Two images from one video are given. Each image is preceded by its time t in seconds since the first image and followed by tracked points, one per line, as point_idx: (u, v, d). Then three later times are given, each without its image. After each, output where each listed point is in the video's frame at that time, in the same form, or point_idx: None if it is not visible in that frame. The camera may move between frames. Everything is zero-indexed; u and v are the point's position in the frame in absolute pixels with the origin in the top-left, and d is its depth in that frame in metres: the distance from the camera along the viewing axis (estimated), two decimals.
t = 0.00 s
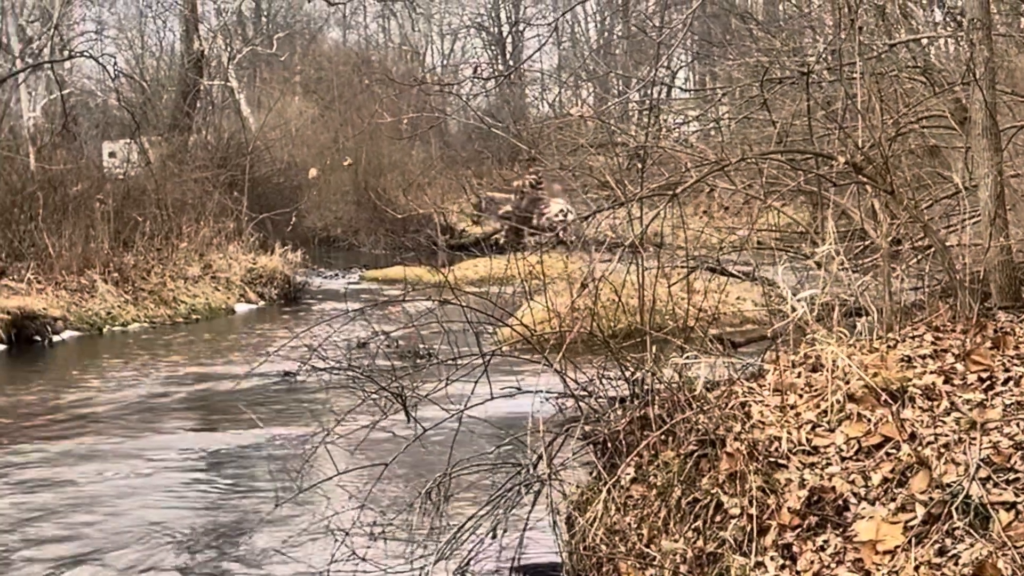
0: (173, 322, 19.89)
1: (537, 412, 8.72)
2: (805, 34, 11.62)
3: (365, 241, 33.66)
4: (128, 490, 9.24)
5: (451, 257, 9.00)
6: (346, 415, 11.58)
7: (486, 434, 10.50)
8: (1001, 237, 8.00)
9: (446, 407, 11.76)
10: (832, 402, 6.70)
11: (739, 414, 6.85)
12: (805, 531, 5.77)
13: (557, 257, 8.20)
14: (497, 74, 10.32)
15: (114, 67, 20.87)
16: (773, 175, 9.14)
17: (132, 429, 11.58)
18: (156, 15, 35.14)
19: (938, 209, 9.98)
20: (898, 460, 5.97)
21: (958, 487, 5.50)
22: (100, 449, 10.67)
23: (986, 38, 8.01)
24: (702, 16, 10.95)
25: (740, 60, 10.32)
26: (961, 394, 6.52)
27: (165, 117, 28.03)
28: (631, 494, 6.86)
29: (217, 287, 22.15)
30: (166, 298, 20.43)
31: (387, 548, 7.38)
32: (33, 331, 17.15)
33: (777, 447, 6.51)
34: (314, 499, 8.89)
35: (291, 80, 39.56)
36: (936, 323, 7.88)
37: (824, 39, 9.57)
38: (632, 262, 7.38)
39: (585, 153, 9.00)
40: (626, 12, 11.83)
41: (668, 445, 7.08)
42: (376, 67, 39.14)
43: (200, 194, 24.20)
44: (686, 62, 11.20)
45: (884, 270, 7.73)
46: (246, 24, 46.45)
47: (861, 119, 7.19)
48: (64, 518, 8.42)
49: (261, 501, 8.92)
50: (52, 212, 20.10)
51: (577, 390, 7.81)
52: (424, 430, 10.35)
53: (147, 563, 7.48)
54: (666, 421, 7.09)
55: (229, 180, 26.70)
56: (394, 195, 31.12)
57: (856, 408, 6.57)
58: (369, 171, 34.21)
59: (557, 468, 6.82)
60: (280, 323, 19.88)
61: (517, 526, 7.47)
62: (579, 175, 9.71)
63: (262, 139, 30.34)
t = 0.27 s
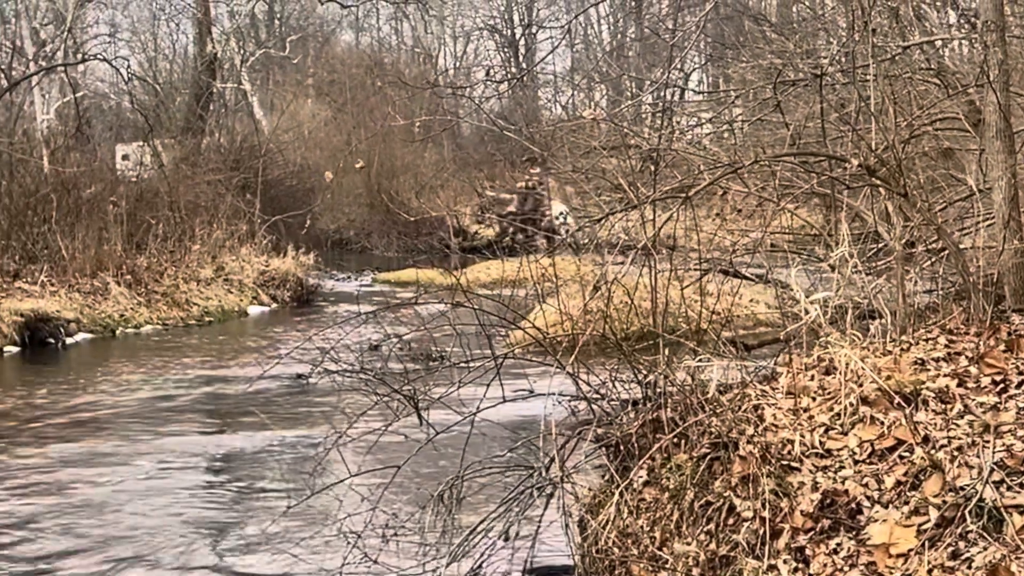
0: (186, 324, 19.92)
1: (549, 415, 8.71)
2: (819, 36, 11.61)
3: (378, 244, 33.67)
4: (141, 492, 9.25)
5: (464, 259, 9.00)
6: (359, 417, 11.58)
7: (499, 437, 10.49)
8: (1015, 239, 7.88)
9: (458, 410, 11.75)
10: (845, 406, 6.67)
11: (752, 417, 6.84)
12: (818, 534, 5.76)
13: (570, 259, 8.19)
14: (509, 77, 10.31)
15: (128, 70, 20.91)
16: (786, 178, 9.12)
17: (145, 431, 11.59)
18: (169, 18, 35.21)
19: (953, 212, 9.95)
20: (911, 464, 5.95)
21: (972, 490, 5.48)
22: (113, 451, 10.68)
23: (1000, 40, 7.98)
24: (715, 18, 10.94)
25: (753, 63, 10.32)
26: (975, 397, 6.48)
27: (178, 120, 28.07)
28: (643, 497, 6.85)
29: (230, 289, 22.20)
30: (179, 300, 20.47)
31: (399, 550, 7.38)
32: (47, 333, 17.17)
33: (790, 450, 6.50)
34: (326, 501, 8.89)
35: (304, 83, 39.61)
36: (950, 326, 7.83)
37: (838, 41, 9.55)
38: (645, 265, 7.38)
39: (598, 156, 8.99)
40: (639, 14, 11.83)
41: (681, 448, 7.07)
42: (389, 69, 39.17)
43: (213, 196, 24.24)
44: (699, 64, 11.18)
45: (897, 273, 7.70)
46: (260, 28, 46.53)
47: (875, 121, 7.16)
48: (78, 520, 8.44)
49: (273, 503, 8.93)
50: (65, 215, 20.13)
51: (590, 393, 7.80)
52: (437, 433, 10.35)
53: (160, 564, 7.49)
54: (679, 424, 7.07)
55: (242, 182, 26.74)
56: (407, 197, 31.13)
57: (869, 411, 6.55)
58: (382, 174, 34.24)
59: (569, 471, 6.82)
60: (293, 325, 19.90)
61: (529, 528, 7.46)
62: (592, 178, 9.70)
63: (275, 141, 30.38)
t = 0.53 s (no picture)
0: (197, 327, 19.94)
1: (560, 417, 8.70)
2: (831, 39, 11.59)
3: (389, 246, 33.70)
4: (152, 494, 9.26)
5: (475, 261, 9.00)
6: (369, 419, 11.58)
7: (509, 440, 10.48)
8: None
9: (469, 412, 11.74)
10: (856, 408, 6.65)
11: (763, 419, 6.82)
12: (829, 537, 5.76)
13: (580, 261, 8.17)
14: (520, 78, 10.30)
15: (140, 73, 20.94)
16: (798, 181, 9.09)
17: (156, 434, 11.60)
18: (180, 21, 35.26)
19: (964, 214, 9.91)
20: (922, 466, 5.94)
21: (983, 493, 5.48)
22: (124, 453, 10.70)
23: (1012, 43, 7.92)
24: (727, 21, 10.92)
25: (764, 66, 10.31)
26: (987, 400, 6.45)
27: (189, 123, 28.12)
28: (654, 500, 6.86)
29: (241, 291, 22.23)
30: (190, 302, 20.50)
31: (410, 551, 7.39)
32: (58, 335, 17.22)
33: (801, 453, 6.48)
34: (337, 503, 8.90)
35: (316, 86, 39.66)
36: (961, 328, 7.79)
37: (850, 43, 9.52)
38: (656, 268, 7.36)
39: (610, 158, 8.99)
40: (650, 17, 11.82)
41: (691, 451, 7.06)
42: (400, 71, 39.18)
43: (224, 199, 24.27)
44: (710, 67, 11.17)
45: (908, 276, 7.67)
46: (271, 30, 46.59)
47: (886, 124, 7.13)
48: (89, 522, 8.45)
49: (284, 505, 8.94)
50: (76, 217, 20.13)
51: (601, 396, 7.79)
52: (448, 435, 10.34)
53: (171, 566, 7.50)
54: (689, 426, 7.07)
55: (253, 185, 26.77)
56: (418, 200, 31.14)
57: (880, 414, 6.53)
58: (392, 176, 34.25)
59: (580, 473, 6.82)
60: (303, 328, 19.91)
61: (540, 531, 7.47)
62: (601, 180, 9.67)
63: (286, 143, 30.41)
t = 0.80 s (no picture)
0: (205, 328, 19.96)
1: (567, 420, 8.69)
2: (839, 41, 11.57)
3: (397, 248, 33.71)
4: (160, 495, 9.26)
5: (482, 263, 8.99)
6: (377, 421, 11.58)
7: (516, 442, 10.47)
8: None
9: (477, 414, 11.74)
10: (864, 410, 6.62)
11: (770, 421, 6.80)
12: (837, 540, 5.75)
13: (587, 263, 8.16)
14: (528, 80, 10.28)
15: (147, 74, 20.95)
16: (806, 182, 9.07)
17: (163, 435, 11.60)
18: (189, 23, 35.30)
19: (973, 216, 9.88)
20: (930, 468, 5.92)
21: (992, 496, 5.47)
22: (132, 455, 10.71)
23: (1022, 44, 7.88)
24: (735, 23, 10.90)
25: (772, 67, 10.29)
26: (995, 401, 6.43)
27: (197, 124, 28.15)
28: (662, 501, 6.85)
29: (249, 293, 22.24)
30: (198, 304, 20.51)
31: (417, 553, 7.38)
32: (65, 336, 17.21)
33: (809, 455, 6.46)
34: (344, 504, 8.90)
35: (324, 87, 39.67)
36: (969, 330, 7.76)
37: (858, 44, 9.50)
38: (663, 270, 7.34)
39: (617, 160, 8.97)
40: (658, 18, 11.81)
41: (699, 453, 7.04)
42: (408, 73, 39.20)
43: (232, 200, 24.29)
44: (718, 68, 11.15)
45: (916, 278, 7.64)
46: (279, 31, 46.62)
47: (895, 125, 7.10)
48: (97, 523, 8.45)
49: (291, 507, 8.94)
50: (84, 218, 20.14)
51: (608, 398, 7.78)
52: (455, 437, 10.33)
53: (178, 567, 7.50)
54: (697, 428, 7.05)
55: (261, 186, 26.78)
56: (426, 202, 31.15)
57: (888, 415, 6.51)
58: (400, 177, 34.25)
59: (587, 476, 6.81)
60: (311, 329, 19.91)
61: (547, 533, 7.46)
62: (609, 181, 9.66)
63: (294, 145, 30.42)
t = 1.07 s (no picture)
0: (210, 329, 19.97)
1: (572, 421, 8.69)
2: (844, 42, 11.57)
3: (402, 249, 33.73)
4: (165, 495, 9.27)
5: (487, 264, 8.99)
6: (382, 422, 11.58)
7: (521, 443, 10.47)
8: None
9: (482, 415, 11.74)
10: (870, 411, 6.61)
11: (776, 422, 6.79)
12: (842, 541, 5.74)
13: (592, 263, 8.15)
14: (533, 81, 10.28)
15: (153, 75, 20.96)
16: (811, 183, 9.06)
17: (168, 436, 11.60)
18: (194, 24, 35.33)
19: (978, 217, 9.87)
20: (936, 470, 5.91)
21: (997, 497, 5.46)
22: (137, 455, 10.72)
23: None
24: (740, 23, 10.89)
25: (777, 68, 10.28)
26: (1000, 402, 6.41)
27: (202, 125, 28.17)
28: (667, 502, 6.85)
29: (254, 294, 22.26)
30: (203, 304, 20.52)
31: (421, 554, 7.39)
32: (71, 337, 17.26)
33: (814, 456, 6.45)
34: (349, 505, 8.90)
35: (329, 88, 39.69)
36: (975, 331, 7.74)
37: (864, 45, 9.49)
38: (668, 270, 7.33)
39: (622, 160, 8.96)
40: (663, 19, 11.81)
41: (704, 454, 7.04)
42: (413, 74, 39.22)
43: (237, 201, 24.31)
44: (723, 69, 11.14)
45: (922, 280, 7.63)
46: (284, 32, 46.66)
47: (900, 126, 7.09)
48: (102, 523, 8.46)
49: (296, 507, 8.94)
50: (90, 219, 20.17)
51: (613, 398, 7.78)
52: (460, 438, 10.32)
53: (183, 566, 7.51)
54: (702, 429, 7.04)
55: (266, 187, 26.80)
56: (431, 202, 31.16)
57: (894, 416, 6.50)
58: (405, 178, 34.24)
59: (592, 477, 6.81)
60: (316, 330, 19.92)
61: (552, 534, 7.46)
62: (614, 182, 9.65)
63: (299, 146, 30.44)
